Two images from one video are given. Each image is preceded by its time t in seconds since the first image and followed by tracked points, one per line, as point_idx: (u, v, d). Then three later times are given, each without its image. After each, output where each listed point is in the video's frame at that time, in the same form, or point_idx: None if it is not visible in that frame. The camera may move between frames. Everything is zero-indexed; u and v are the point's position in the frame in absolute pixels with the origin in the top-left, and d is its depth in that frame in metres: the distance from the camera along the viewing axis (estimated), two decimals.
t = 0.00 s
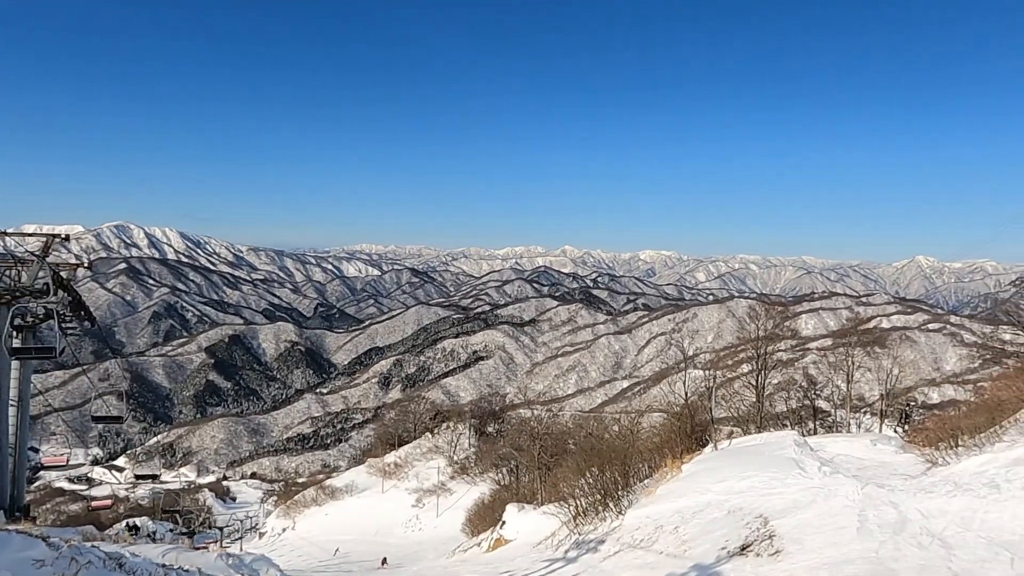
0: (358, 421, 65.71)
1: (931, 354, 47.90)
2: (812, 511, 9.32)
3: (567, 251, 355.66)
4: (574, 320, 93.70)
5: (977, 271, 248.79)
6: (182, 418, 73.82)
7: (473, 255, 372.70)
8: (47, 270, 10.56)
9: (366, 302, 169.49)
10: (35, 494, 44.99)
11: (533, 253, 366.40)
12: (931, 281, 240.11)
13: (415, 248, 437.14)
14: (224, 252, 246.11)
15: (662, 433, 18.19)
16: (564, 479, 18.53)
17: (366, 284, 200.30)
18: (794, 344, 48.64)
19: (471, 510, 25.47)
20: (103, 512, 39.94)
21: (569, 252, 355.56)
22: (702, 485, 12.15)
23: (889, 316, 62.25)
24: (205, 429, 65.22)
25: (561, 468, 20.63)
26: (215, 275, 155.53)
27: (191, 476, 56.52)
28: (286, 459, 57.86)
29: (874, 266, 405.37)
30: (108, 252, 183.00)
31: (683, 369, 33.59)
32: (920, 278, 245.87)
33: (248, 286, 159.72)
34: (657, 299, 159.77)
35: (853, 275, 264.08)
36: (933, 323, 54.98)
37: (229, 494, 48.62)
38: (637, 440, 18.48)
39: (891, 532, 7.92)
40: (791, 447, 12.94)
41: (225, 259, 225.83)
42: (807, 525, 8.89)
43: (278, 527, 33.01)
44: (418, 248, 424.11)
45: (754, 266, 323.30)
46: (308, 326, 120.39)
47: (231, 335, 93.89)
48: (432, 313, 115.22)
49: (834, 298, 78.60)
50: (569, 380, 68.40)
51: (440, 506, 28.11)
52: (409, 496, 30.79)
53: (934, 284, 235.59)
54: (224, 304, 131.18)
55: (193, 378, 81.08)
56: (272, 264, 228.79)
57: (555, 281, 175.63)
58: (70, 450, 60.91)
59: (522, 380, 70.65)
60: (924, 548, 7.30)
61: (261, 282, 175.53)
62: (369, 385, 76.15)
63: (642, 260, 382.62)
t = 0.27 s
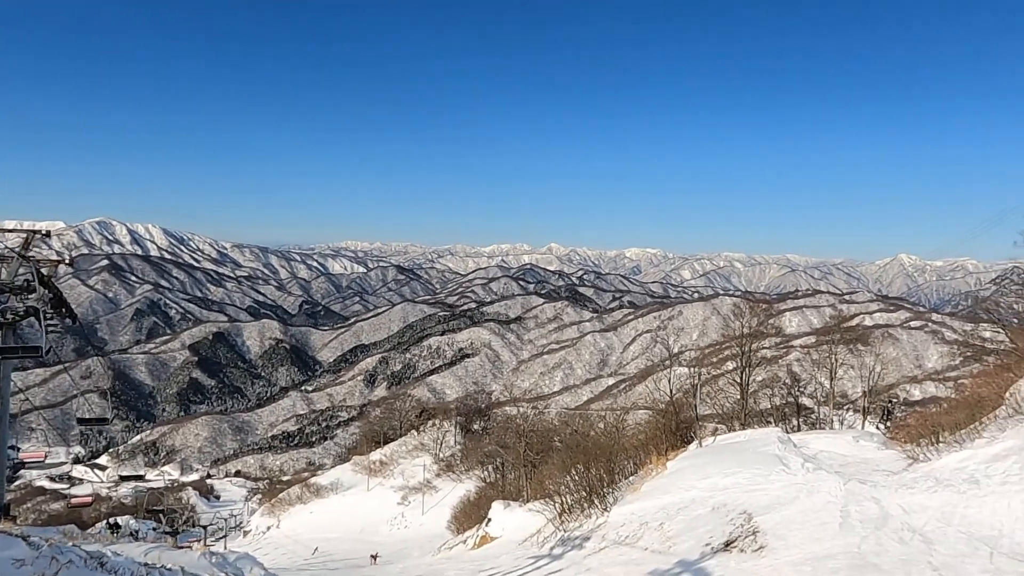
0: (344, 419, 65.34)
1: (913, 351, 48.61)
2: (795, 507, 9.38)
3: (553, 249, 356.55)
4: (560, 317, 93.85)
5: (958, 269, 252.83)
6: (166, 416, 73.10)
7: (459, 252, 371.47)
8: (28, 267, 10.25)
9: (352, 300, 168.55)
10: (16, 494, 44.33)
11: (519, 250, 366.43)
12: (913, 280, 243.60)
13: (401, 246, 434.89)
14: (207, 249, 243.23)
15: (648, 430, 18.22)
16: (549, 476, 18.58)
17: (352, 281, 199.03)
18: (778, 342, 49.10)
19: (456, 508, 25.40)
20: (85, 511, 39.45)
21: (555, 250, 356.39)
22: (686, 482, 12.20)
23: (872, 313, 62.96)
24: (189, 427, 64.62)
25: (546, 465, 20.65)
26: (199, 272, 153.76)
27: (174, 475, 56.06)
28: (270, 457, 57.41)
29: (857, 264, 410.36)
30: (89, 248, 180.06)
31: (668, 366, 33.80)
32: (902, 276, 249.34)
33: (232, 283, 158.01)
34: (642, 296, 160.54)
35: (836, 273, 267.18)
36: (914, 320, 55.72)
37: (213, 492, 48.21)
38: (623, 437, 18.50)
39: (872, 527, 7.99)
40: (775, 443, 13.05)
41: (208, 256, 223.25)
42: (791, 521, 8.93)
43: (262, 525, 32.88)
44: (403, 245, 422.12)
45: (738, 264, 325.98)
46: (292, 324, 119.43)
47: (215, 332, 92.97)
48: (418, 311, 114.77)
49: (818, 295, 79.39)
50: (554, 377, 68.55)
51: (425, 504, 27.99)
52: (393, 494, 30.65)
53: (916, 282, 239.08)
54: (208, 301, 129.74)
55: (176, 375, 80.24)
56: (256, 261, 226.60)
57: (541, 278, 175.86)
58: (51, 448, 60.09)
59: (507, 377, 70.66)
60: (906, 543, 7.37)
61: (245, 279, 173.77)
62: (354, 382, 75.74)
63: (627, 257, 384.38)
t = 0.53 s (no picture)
0: (332, 419, 64.99)
1: (900, 349, 49.06)
2: (783, 505, 9.41)
3: (542, 248, 356.82)
4: (549, 316, 93.89)
5: (942, 268, 255.81)
6: (153, 417, 72.52)
7: (449, 252, 370.73)
8: (12, 267, 9.81)
9: (341, 300, 167.74)
10: None
11: (509, 249, 366.07)
12: (899, 279, 246.29)
13: (390, 245, 433.16)
14: (195, 249, 241.00)
15: (637, 429, 18.22)
16: (539, 476, 18.57)
17: (341, 281, 198.01)
18: (766, 340, 49.37)
19: (446, 508, 25.31)
20: (70, 514, 39.04)
21: (544, 249, 356.69)
22: (675, 480, 12.22)
23: (859, 312, 63.48)
24: (176, 428, 64.14)
25: (536, 464, 20.63)
26: (187, 272, 152.40)
27: (161, 476, 55.63)
28: (258, 458, 57.02)
29: (844, 264, 413.94)
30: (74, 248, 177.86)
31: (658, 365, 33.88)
32: (888, 275, 251.86)
33: (220, 283, 156.69)
34: (632, 296, 160.99)
35: (823, 272, 269.41)
36: (901, 318, 56.21)
37: (200, 494, 47.83)
38: (612, 436, 18.50)
39: (860, 525, 8.02)
40: (763, 441, 13.10)
41: (196, 256, 221.20)
42: (779, 519, 8.95)
43: (251, 527, 32.67)
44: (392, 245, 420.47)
45: (727, 263, 327.66)
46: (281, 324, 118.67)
47: (203, 333, 92.23)
48: (407, 310, 114.39)
49: (805, 294, 79.92)
50: (544, 376, 68.55)
51: (414, 504, 27.89)
52: (382, 495, 30.50)
53: (902, 281, 241.44)
54: (195, 302, 128.62)
55: (163, 376, 79.57)
56: (244, 261, 224.88)
57: (530, 278, 175.91)
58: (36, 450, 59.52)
59: (497, 377, 70.58)
60: (892, 540, 7.40)
61: (233, 279, 172.44)
62: (343, 382, 75.36)
63: (616, 257, 385.40)
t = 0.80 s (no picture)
0: (324, 418, 64.74)
1: (889, 346, 49.43)
2: (774, 501, 9.45)
3: (534, 246, 356.76)
4: (541, 314, 93.91)
5: (932, 265, 257.81)
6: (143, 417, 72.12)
7: (440, 250, 369.91)
8: None
9: (332, 298, 167.02)
10: None
11: (501, 247, 365.50)
12: (889, 275, 248.15)
13: (382, 244, 431.68)
14: (184, 247, 239.09)
15: (629, 426, 18.25)
16: (531, 473, 18.58)
17: (332, 279, 197.14)
18: (757, 337, 49.60)
19: (438, 507, 25.27)
20: (61, 515, 38.73)
21: (536, 247, 356.65)
22: (667, 477, 12.24)
23: (849, 309, 63.90)
24: (167, 428, 63.80)
25: (528, 462, 20.64)
26: (177, 271, 151.24)
27: (152, 476, 55.36)
28: (250, 457, 56.75)
29: (835, 260, 416.51)
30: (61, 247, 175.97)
31: (650, 362, 33.97)
32: (878, 271, 253.58)
33: (211, 281, 155.62)
34: (624, 294, 161.32)
35: (813, 269, 271.00)
36: (891, 315, 56.57)
37: (192, 493, 47.55)
38: (604, 434, 18.50)
39: (851, 520, 8.06)
40: (755, 438, 13.15)
41: (185, 254, 219.44)
42: (771, 515, 8.98)
43: (243, 526, 32.55)
44: (384, 243, 419.08)
45: (718, 260, 328.94)
46: (273, 323, 118.08)
47: (194, 331, 91.65)
48: (399, 309, 114.07)
49: (796, 291, 80.35)
50: (536, 374, 68.58)
51: (407, 502, 27.83)
52: (375, 493, 30.41)
53: (892, 277, 243.23)
54: (186, 301, 127.68)
55: (154, 375, 79.07)
56: (234, 260, 223.35)
57: (522, 276, 175.87)
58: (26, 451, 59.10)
59: (489, 374, 70.53)
60: (883, 535, 7.45)
61: (224, 278, 171.28)
62: (334, 381, 75.07)
63: (608, 254, 386.10)
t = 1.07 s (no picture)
0: (315, 417, 64.42)
1: (878, 343, 49.85)
2: (765, 498, 9.48)
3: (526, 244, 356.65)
4: (533, 313, 93.93)
5: (920, 263, 260.04)
6: (133, 416, 71.71)
7: (432, 248, 369.01)
8: None
9: (323, 297, 166.26)
10: None
11: (492, 245, 364.96)
12: (878, 273, 250.02)
13: (372, 242, 429.88)
14: (173, 246, 237.14)
15: (620, 424, 18.25)
16: (523, 471, 18.59)
17: (322, 277, 196.10)
18: (748, 335, 49.83)
19: (430, 505, 25.20)
20: (50, 516, 38.38)
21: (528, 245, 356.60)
22: (658, 475, 12.25)
23: (838, 306, 64.31)
24: (157, 427, 63.45)
25: (520, 460, 20.63)
26: (167, 270, 150.07)
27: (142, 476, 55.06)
28: (241, 456, 56.43)
29: (825, 258, 419.32)
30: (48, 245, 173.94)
31: (642, 360, 34.01)
32: (868, 269, 255.38)
33: (201, 280, 154.50)
34: (615, 292, 161.65)
35: (803, 267, 272.53)
36: (880, 313, 57.00)
37: (182, 493, 47.25)
38: (595, 432, 18.53)
39: (840, 516, 8.10)
40: (745, 435, 13.19)
41: (174, 253, 217.56)
42: (761, 512, 9.01)
43: (234, 526, 32.40)
44: (374, 241, 417.55)
45: (708, 258, 330.26)
46: (263, 322, 117.41)
47: (183, 330, 91.01)
48: (390, 307, 113.68)
49: (785, 289, 80.79)
50: (527, 372, 68.60)
51: (399, 501, 27.75)
52: (366, 492, 30.29)
53: (880, 275, 245.13)
54: (175, 300, 126.70)
55: (143, 375, 78.54)
56: (224, 258, 221.76)
57: (513, 274, 175.81)
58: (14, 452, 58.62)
59: (480, 373, 70.46)
60: (872, 531, 7.49)
61: (213, 277, 170.09)
62: (325, 380, 74.72)
63: (598, 252, 386.54)
